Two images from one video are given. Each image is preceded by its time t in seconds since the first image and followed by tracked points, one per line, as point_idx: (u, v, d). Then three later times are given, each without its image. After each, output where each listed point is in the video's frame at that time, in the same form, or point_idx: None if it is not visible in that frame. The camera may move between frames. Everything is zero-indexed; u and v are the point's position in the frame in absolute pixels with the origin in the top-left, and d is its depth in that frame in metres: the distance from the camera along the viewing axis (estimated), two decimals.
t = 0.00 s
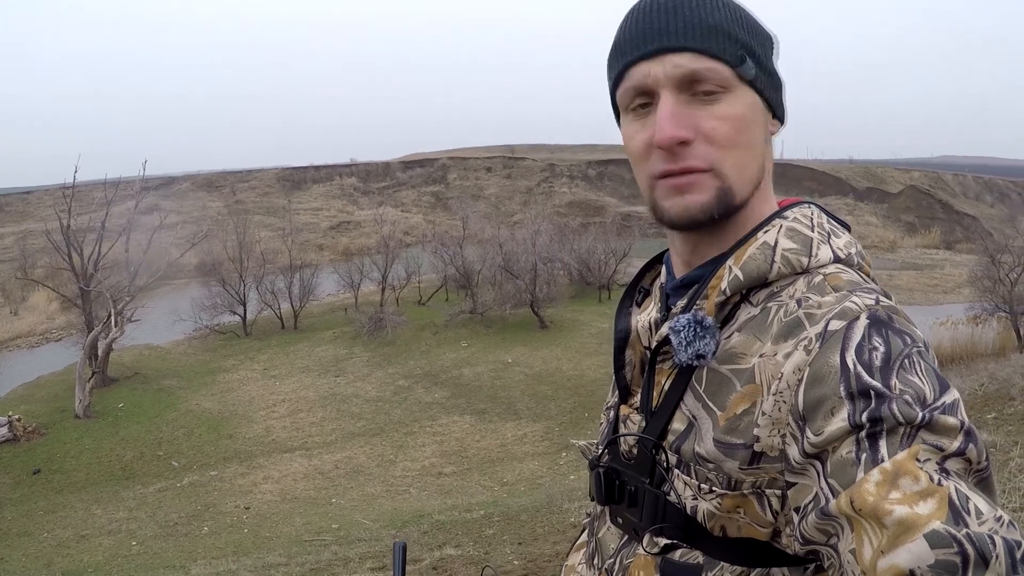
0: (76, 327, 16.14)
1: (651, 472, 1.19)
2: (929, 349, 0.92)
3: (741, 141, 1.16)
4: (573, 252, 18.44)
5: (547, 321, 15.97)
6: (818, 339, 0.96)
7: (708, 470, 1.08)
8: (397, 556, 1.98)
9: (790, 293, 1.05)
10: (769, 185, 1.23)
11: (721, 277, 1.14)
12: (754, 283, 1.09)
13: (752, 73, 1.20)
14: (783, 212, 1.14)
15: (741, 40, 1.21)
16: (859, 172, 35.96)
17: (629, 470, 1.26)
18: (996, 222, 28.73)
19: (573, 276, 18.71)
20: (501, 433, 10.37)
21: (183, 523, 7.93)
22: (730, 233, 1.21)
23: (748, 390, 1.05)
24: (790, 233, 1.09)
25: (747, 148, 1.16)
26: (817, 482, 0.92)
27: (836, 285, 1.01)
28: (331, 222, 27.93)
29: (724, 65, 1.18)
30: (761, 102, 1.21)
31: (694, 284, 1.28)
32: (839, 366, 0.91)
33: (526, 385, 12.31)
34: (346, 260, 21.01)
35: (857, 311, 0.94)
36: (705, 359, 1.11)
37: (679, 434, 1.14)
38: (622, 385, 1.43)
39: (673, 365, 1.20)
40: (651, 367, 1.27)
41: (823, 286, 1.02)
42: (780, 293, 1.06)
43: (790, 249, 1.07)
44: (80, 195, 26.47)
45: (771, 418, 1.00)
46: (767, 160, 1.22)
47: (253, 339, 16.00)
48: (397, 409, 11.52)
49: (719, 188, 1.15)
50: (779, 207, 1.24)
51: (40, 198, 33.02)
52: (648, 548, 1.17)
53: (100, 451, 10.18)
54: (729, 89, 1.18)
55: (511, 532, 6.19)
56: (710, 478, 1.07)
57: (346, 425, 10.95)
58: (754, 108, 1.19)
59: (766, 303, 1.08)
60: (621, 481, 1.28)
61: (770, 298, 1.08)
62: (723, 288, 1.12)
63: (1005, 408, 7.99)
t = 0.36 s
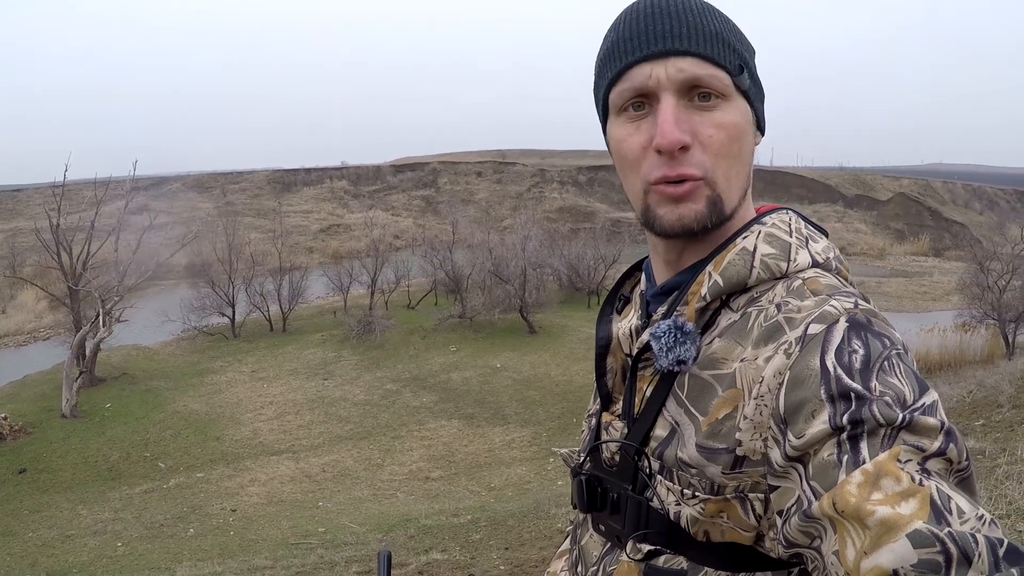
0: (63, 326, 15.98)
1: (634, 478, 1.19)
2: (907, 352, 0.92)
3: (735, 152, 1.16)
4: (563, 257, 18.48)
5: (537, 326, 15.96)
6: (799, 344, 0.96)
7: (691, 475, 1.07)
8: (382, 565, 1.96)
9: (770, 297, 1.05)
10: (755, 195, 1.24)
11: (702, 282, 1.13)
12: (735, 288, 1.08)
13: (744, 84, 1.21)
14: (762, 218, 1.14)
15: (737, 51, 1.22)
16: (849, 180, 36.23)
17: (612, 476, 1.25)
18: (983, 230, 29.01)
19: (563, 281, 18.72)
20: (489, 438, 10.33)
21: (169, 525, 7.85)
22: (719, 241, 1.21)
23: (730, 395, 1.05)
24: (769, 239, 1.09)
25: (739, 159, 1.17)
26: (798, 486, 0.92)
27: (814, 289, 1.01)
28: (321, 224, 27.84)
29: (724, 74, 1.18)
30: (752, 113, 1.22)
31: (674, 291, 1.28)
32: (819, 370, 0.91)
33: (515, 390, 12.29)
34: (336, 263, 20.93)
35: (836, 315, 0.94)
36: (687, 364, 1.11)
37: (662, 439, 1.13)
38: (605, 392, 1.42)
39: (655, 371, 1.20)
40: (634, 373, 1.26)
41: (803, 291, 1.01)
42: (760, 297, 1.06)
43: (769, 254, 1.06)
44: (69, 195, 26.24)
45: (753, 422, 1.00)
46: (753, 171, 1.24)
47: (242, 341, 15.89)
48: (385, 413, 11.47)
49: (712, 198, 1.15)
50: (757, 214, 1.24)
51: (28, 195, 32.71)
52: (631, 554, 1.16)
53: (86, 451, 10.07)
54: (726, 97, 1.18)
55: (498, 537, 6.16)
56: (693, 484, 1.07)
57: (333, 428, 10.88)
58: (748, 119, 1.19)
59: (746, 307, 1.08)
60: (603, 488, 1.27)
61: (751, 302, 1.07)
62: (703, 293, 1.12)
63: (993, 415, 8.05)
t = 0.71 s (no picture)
0: (57, 329, 15.90)
1: (628, 483, 1.18)
2: (902, 356, 0.92)
3: (729, 157, 1.16)
4: (557, 261, 18.48)
5: (531, 331, 15.96)
6: (793, 348, 0.95)
7: (685, 480, 1.07)
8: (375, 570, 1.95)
9: (764, 302, 1.05)
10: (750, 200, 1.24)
11: (695, 287, 1.13)
12: (729, 293, 1.08)
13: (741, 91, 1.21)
14: (756, 223, 1.14)
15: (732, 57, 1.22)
16: (843, 186, 36.36)
17: (605, 481, 1.24)
18: (977, 236, 29.15)
19: (557, 286, 18.72)
20: (482, 443, 10.31)
21: (162, 528, 7.80)
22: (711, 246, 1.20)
23: (723, 400, 1.04)
24: (763, 243, 1.08)
25: (733, 163, 1.16)
26: (793, 491, 0.91)
27: (809, 293, 1.00)
28: (316, 228, 27.81)
29: (718, 79, 1.18)
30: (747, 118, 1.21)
31: (668, 296, 1.27)
32: (814, 375, 0.90)
33: (509, 395, 12.28)
34: (330, 268, 20.90)
35: (831, 320, 0.94)
36: (680, 369, 1.11)
37: (656, 445, 1.13)
38: (597, 396, 1.42)
39: (648, 376, 1.19)
40: (627, 377, 1.25)
41: (797, 295, 1.01)
42: (755, 302, 1.06)
43: (763, 258, 1.06)
44: (63, 197, 26.14)
45: (746, 427, 0.99)
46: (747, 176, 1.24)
47: (236, 345, 15.84)
48: (378, 417, 11.44)
49: (706, 202, 1.15)
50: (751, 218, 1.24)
51: (22, 197, 32.59)
52: (624, 559, 1.15)
53: (80, 454, 10.01)
54: (720, 103, 1.18)
55: (491, 542, 6.14)
56: (686, 489, 1.06)
57: (327, 432, 10.85)
58: (743, 125, 1.19)
59: (740, 312, 1.07)
60: (597, 492, 1.26)
61: (744, 307, 1.07)
62: (697, 298, 1.11)
63: (987, 420, 8.07)
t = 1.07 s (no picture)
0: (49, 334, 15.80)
1: (627, 484, 1.18)
2: (898, 357, 0.92)
3: (661, 158, 1.16)
4: (551, 266, 18.50)
5: (525, 336, 15.96)
6: (790, 350, 0.96)
7: (683, 481, 1.07)
8: (371, 571, 1.95)
9: (761, 303, 1.05)
10: (712, 199, 1.19)
11: (692, 289, 1.13)
12: (726, 294, 1.08)
13: (690, 88, 1.15)
14: (753, 225, 1.14)
15: (684, 56, 1.17)
16: (836, 190, 36.54)
17: (603, 483, 1.24)
18: (969, 239, 29.32)
19: (551, 291, 18.73)
20: (476, 448, 10.29)
21: (155, 534, 7.74)
22: (662, 240, 1.24)
23: (722, 402, 1.04)
24: (760, 245, 1.08)
25: (663, 164, 1.16)
26: (792, 493, 0.91)
27: (806, 295, 1.01)
28: (309, 233, 27.76)
29: (654, 81, 1.17)
30: (698, 118, 1.16)
31: (666, 297, 1.27)
32: (811, 377, 0.90)
33: (502, 399, 12.27)
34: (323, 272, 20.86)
35: (828, 321, 0.94)
36: (678, 370, 1.11)
37: (654, 446, 1.13)
38: (596, 398, 1.41)
39: (646, 377, 1.19)
40: (625, 379, 1.25)
41: (794, 297, 1.01)
42: (751, 303, 1.06)
43: (760, 261, 1.06)
44: (55, 201, 26.01)
45: (744, 428, 0.99)
46: (709, 175, 1.18)
47: (229, 349, 15.79)
48: (372, 422, 11.41)
49: (633, 203, 1.19)
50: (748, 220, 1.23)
51: (12, 201, 32.36)
52: (623, 562, 1.15)
53: (72, 460, 9.94)
54: (659, 104, 1.17)
55: (485, 547, 6.13)
56: (685, 490, 1.06)
57: (320, 437, 10.81)
58: (686, 124, 1.16)
59: (737, 314, 1.07)
60: (595, 494, 1.26)
61: (741, 309, 1.07)
62: (694, 300, 1.11)
63: (981, 422, 8.11)
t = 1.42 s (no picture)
0: (41, 345, 15.70)
1: (630, 489, 1.18)
2: (902, 360, 0.93)
3: (644, 160, 1.18)
4: (544, 274, 18.51)
5: (518, 344, 15.95)
6: (793, 353, 0.96)
7: (687, 486, 1.07)
8: None
9: (764, 307, 1.05)
10: (702, 199, 1.20)
11: (694, 293, 1.13)
12: (728, 298, 1.09)
13: (667, 91, 1.17)
14: (756, 228, 1.15)
15: (663, 61, 1.19)
16: (827, 197, 36.75)
17: (608, 488, 1.24)
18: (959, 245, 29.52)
19: (544, 299, 18.74)
20: (470, 457, 10.25)
21: (148, 545, 7.67)
22: (657, 242, 1.26)
23: (724, 405, 1.05)
24: (763, 248, 1.09)
25: (646, 165, 1.18)
26: (795, 496, 0.92)
27: (809, 299, 1.01)
28: (302, 242, 27.71)
29: (632, 87, 1.21)
30: (678, 118, 1.17)
31: (669, 302, 1.28)
32: (814, 380, 0.91)
33: (496, 408, 12.25)
34: (315, 282, 20.81)
35: (831, 325, 0.94)
36: (681, 374, 1.11)
37: (657, 451, 1.13)
38: (599, 403, 1.42)
39: (650, 382, 1.19)
40: (628, 384, 1.26)
41: (797, 301, 1.02)
42: (754, 308, 1.07)
43: (763, 264, 1.07)
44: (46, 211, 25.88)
45: (747, 432, 1.00)
46: (697, 176, 1.19)
47: (221, 359, 15.71)
48: (365, 431, 11.36)
49: (621, 205, 1.22)
50: (750, 223, 1.23)
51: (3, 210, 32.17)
52: (627, 566, 1.15)
53: (65, 471, 9.85)
54: (640, 108, 1.20)
55: (480, 556, 6.10)
56: (688, 495, 1.06)
57: (314, 447, 10.75)
58: (666, 126, 1.18)
59: (740, 318, 1.08)
60: (599, 499, 1.26)
61: (744, 313, 1.08)
62: (697, 304, 1.11)
63: (975, 426, 8.15)
